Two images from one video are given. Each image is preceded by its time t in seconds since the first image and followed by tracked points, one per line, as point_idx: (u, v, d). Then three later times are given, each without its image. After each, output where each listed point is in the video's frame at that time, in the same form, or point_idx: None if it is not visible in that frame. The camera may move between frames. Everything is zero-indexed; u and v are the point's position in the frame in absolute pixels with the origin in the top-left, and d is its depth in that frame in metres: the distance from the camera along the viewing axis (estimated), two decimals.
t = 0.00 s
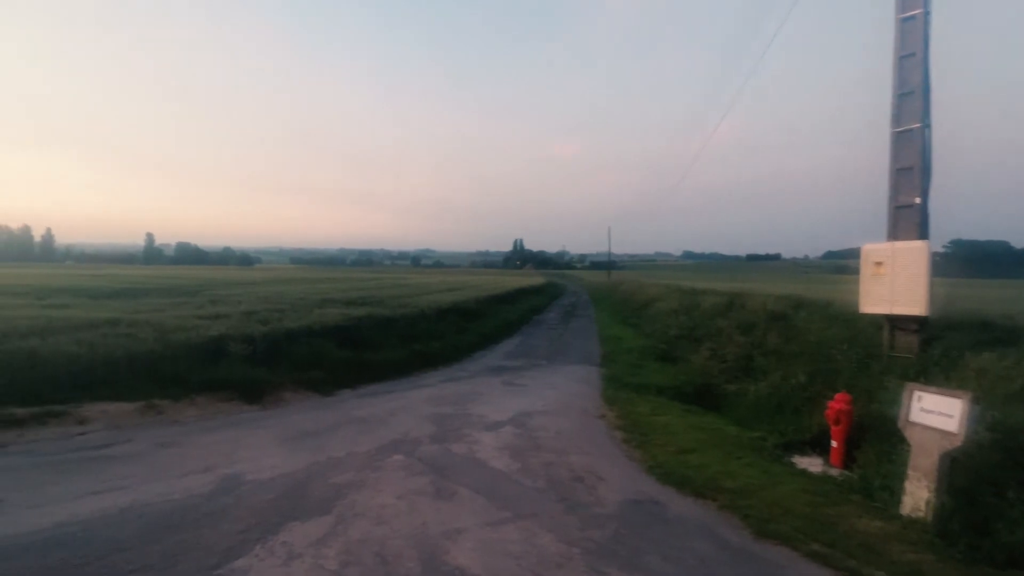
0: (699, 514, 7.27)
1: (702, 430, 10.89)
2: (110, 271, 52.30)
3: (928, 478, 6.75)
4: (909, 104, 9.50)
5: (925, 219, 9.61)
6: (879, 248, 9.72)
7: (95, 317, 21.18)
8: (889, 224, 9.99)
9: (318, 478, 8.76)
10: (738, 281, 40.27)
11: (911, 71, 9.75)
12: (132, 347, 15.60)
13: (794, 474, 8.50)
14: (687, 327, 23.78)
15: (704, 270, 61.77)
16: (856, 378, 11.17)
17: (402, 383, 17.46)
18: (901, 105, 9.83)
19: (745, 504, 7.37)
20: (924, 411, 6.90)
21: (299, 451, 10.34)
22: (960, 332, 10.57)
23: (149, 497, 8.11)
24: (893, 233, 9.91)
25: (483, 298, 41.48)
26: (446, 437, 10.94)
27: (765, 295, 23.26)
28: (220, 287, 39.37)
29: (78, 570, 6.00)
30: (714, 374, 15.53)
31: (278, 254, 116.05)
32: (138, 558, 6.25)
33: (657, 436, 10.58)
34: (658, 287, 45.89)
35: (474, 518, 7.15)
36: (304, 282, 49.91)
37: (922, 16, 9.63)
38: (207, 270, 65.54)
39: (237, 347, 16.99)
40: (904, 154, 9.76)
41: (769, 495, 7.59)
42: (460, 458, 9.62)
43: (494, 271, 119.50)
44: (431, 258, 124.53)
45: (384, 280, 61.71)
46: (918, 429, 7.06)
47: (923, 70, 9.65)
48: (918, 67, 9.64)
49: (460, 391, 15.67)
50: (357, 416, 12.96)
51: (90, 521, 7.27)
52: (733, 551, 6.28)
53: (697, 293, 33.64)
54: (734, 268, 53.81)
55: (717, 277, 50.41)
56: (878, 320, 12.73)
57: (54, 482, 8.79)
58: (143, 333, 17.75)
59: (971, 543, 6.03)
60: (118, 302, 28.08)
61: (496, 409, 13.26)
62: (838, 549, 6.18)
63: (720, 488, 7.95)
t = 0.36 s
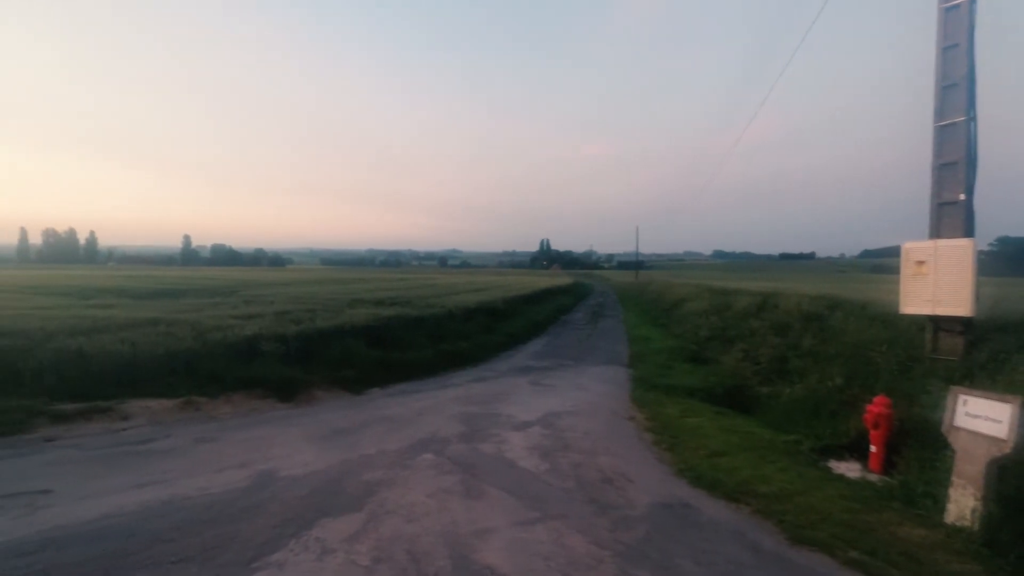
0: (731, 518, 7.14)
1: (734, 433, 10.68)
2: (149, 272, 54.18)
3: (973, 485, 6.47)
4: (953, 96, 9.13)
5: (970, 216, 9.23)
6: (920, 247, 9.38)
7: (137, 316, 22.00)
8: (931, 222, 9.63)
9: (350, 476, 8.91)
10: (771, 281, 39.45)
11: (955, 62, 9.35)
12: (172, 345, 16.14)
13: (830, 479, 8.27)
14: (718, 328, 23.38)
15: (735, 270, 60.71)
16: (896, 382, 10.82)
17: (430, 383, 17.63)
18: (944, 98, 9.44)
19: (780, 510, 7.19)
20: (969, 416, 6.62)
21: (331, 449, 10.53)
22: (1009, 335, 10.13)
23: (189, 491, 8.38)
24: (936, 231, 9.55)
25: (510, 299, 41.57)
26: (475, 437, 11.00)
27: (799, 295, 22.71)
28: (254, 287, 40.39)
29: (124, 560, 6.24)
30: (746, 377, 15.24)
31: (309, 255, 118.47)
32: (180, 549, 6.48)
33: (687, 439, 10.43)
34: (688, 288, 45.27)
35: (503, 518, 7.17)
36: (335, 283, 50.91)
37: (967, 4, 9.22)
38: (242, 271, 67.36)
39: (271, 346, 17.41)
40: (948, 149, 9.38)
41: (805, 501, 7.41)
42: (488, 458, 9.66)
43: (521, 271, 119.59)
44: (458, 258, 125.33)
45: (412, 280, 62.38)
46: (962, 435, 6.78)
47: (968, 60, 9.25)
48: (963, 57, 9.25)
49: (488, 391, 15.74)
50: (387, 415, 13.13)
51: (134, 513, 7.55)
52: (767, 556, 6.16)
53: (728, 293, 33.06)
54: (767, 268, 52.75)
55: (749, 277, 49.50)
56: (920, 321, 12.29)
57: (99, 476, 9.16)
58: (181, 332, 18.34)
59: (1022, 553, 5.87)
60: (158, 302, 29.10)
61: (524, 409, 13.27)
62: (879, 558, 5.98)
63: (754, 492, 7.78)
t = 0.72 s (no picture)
0: (763, 523, 7.02)
1: (765, 436, 10.48)
2: (184, 273, 55.80)
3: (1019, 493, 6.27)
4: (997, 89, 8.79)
5: (1015, 214, 8.88)
6: (961, 246, 9.07)
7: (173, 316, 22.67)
8: (973, 219, 9.30)
9: (378, 473, 9.04)
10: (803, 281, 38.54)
11: (999, 53, 9.01)
12: (206, 344, 16.59)
13: (866, 484, 8.06)
14: (748, 329, 22.96)
15: (764, 270, 59.50)
16: (935, 386, 10.47)
17: (455, 383, 17.74)
18: (987, 91, 9.11)
19: (813, 515, 7.04)
20: (1015, 422, 6.40)
21: (359, 446, 10.69)
22: None
23: (223, 486, 8.61)
24: (978, 229, 9.22)
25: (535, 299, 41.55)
26: (501, 437, 11.04)
27: (832, 296, 22.15)
28: (283, 288, 41.26)
29: (163, 552, 6.45)
30: (776, 378, 14.95)
31: (337, 257, 120.31)
32: (215, 542, 6.67)
33: (716, 441, 10.28)
34: (716, 288, 44.54)
35: (530, 518, 7.18)
36: (362, 283, 51.62)
37: None
38: (272, 272, 68.91)
39: (300, 345, 17.76)
40: (991, 143, 9.04)
41: (839, 506, 7.23)
42: (514, 458, 9.68)
43: (546, 271, 119.42)
44: (483, 258, 125.82)
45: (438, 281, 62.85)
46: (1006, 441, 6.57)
47: (1013, 51, 8.90)
48: (1007, 48, 8.91)
49: (513, 391, 15.77)
50: (414, 414, 13.27)
51: (172, 507, 7.79)
52: (800, 562, 6.03)
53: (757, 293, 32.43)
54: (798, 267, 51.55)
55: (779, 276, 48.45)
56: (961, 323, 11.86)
57: (139, 470, 9.49)
58: (214, 331, 18.84)
59: None
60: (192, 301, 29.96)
61: (550, 410, 13.25)
62: (918, 566, 5.81)
63: (785, 496, 7.63)
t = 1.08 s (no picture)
0: (795, 527, 6.88)
1: (797, 439, 10.27)
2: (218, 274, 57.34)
3: None
4: None
5: None
6: (1006, 245, 8.74)
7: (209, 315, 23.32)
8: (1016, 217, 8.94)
9: (406, 471, 9.15)
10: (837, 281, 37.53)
11: None
12: (239, 343, 17.03)
13: (904, 490, 7.83)
14: (779, 330, 22.50)
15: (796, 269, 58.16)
16: (977, 389, 10.11)
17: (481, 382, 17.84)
18: None
19: (848, 521, 6.87)
20: None
21: (388, 444, 10.83)
22: None
23: (257, 481, 8.84)
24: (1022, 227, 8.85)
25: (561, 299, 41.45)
26: (527, 436, 11.05)
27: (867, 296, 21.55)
28: (313, 288, 42.00)
29: (200, 544, 6.65)
30: (808, 381, 14.62)
31: (365, 257, 122.10)
32: (250, 535, 6.84)
33: (746, 444, 10.11)
34: (746, 287, 43.71)
35: (557, 518, 7.18)
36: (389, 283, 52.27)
37: None
38: (302, 272, 70.28)
39: (330, 344, 18.09)
40: None
41: (875, 512, 7.05)
42: (541, 458, 9.69)
43: (572, 271, 118.90)
44: (509, 258, 126.02)
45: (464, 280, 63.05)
46: None
47: None
48: None
49: (539, 391, 15.77)
50: (441, 413, 13.39)
51: (208, 500, 8.02)
52: (834, 568, 5.90)
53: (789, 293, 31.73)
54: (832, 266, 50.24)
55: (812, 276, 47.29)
56: (1005, 324, 11.41)
57: (177, 464, 9.80)
58: (247, 330, 19.33)
59: None
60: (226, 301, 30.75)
61: (576, 410, 13.22)
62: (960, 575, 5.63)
63: (819, 502, 7.46)
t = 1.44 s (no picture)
0: (833, 534, 6.71)
1: (834, 444, 9.98)
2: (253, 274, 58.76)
3: None
4: None
5: None
6: None
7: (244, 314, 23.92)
8: None
9: (436, 469, 9.24)
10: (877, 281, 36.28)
11: None
12: (274, 341, 17.45)
13: (950, 498, 7.54)
14: (814, 331, 21.90)
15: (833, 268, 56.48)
16: None
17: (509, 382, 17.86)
18: None
19: (890, 529, 6.66)
20: None
21: (417, 443, 10.94)
22: None
23: (291, 477, 9.04)
24: None
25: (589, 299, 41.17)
26: (556, 437, 11.03)
27: (908, 296, 20.81)
28: (344, 288, 42.57)
29: (238, 537, 6.84)
30: (846, 383, 14.19)
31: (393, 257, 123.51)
32: (285, 529, 7.01)
33: (781, 448, 9.87)
34: (780, 287, 42.66)
35: (587, 519, 7.15)
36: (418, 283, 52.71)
37: None
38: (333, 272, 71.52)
39: (360, 343, 18.37)
40: None
41: (918, 520, 6.81)
42: (570, 459, 9.65)
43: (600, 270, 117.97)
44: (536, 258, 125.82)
45: (492, 280, 63.21)
46: None
47: None
48: None
49: (568, 391, 15.70)
50: (470, 412, 13.46)
51: (246, 494, 8.25)
52: None
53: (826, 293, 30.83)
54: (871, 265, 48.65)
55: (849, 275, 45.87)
56: None
57: (215, 459, 10.09)
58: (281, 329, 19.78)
59: None
60: (260, 301, 31.48)
61: (605, 411, 13.13)
62: None
63: (858, 508, 7.25)
